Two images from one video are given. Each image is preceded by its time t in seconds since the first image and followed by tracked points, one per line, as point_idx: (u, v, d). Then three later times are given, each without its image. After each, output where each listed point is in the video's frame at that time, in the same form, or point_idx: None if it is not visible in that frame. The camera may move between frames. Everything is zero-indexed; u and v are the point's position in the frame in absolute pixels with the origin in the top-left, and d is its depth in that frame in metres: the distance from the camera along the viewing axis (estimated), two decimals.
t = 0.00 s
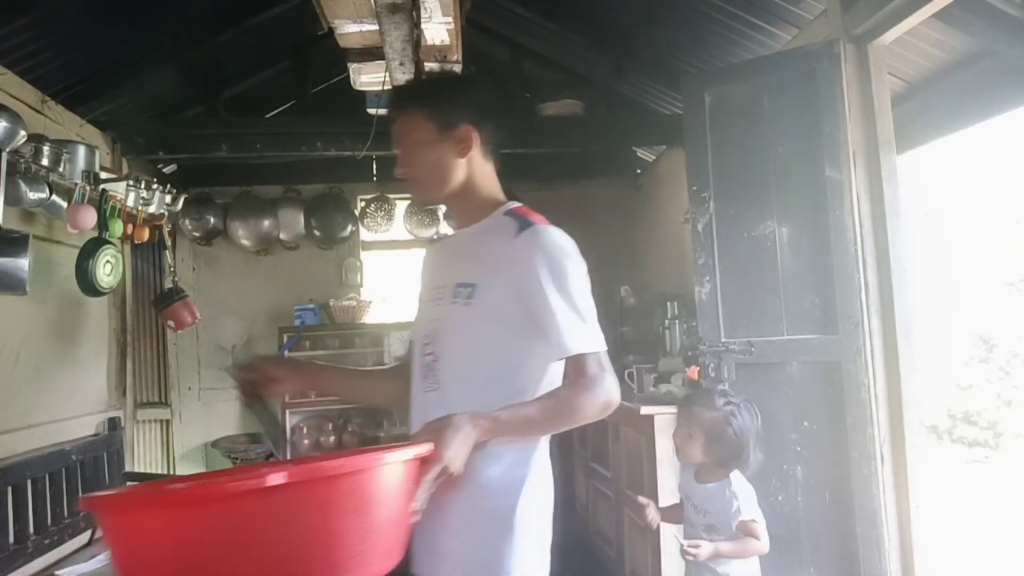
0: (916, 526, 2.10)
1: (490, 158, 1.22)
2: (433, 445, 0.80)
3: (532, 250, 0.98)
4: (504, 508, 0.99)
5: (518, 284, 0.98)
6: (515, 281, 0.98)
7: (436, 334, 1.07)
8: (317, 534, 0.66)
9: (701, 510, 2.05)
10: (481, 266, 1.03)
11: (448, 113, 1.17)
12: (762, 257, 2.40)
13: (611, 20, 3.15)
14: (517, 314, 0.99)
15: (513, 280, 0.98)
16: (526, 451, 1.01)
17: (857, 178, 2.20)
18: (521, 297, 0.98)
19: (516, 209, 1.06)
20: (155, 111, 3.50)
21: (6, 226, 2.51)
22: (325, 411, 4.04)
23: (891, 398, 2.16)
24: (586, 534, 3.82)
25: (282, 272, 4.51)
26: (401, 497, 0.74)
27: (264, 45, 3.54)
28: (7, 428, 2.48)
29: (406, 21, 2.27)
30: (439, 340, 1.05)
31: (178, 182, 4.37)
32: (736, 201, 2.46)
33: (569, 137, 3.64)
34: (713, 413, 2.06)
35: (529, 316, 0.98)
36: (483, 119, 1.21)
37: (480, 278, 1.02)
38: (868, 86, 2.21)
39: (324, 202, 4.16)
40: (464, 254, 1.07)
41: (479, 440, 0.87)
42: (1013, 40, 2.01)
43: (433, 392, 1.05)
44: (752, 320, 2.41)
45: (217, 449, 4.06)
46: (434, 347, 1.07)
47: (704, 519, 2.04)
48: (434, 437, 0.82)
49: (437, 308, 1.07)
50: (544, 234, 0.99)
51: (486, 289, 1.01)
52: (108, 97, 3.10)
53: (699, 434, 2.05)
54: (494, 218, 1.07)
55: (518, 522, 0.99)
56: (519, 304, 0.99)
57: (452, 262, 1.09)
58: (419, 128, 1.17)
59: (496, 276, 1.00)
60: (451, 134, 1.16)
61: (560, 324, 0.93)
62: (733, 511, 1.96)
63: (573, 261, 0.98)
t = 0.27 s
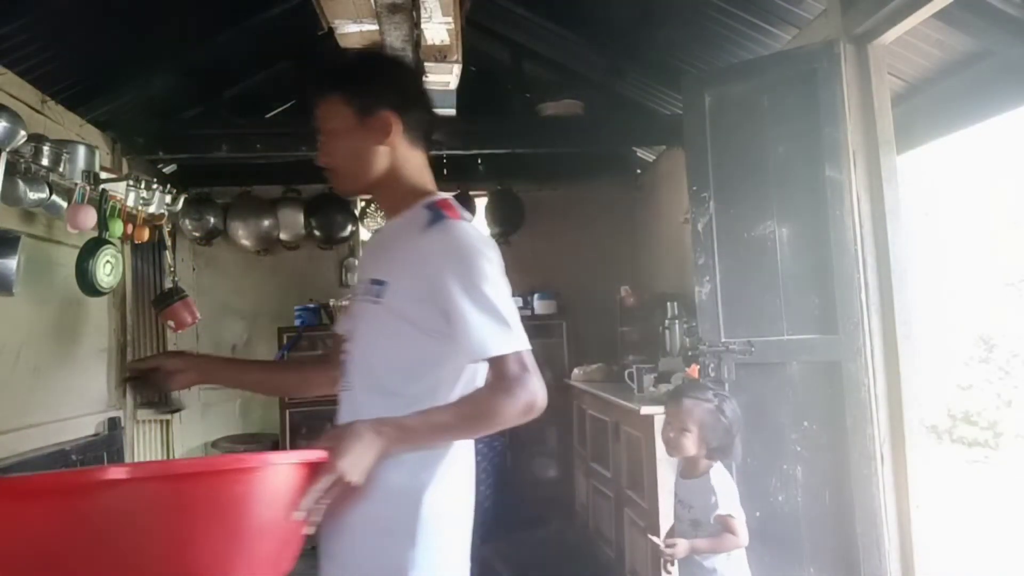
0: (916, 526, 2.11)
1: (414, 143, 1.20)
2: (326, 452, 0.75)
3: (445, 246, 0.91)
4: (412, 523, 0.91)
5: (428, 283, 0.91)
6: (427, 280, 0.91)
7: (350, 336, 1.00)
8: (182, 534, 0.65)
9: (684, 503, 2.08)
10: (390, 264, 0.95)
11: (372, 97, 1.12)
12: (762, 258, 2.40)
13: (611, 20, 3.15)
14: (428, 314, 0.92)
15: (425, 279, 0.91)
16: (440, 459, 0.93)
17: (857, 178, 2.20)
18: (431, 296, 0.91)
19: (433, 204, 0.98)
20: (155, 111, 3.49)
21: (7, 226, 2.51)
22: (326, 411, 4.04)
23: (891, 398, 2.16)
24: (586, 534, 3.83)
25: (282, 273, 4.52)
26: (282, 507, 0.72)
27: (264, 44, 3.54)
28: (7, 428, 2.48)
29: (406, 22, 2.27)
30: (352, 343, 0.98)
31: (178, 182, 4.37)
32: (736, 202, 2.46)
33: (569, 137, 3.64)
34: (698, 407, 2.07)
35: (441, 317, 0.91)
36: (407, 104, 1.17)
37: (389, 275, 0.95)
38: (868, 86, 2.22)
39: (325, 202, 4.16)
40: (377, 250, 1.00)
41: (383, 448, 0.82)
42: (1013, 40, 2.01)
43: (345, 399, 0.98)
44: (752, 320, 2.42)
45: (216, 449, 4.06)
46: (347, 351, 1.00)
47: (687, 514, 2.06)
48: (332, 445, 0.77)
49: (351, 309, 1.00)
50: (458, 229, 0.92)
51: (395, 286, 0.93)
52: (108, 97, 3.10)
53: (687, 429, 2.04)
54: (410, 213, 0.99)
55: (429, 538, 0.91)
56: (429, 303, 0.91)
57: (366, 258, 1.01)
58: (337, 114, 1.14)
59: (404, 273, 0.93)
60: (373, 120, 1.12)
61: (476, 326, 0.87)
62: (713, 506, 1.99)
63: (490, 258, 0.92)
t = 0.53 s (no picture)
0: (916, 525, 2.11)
1: (315, 137, 1.06)
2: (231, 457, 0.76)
3: (357, 242, 0.89)
4: (344, 523, 0.88)
5: (343, 280, 0.89)
6: (340, 278, 0.89)
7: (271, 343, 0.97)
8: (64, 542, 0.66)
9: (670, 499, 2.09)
10: (303, 264, 0.93)
11: (260, 94, 0.99)
12: (762, 258, 2.39)
13: (611, 20, 3.15)
14: (347, 311, 0.90)
15: (337, 277, 0.89)
16: (368, 457, 0.91)
17: (857, 178, 2.20)
18: (348, 293, 0.89)
19: (343, 198, 0.96)
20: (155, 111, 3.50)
21: (6, 226, 2.51)
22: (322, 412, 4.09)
23: (891, 398, 2.16)
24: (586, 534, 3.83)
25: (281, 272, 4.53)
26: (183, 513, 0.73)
27: (264, 44, 3.54)
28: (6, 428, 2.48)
29: (407, 21, 2.27)
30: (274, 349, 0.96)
31: (178, 182, 4.38)
32: (736, 201, 2.45)
33: (569, 137, 3.64)
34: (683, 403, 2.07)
35: (358, 314, 0.89)
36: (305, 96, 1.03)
37: (301, 277, 0.93)
38: (868, 86, 2.22)
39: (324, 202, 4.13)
40: (287, 251, 0.97)
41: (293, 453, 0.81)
42: (1014, 41, 2.01)
43: (271, 408, 0.97)
44: (752, 320, 2.41)
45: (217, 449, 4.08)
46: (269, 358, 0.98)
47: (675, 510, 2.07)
48: (239, 448, 0.77)
49: (269, 314, 0.98)
50: (367, 221, 0.91)
51: (309, 287, 0.92)
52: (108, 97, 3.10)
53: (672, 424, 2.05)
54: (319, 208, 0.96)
55: (364, 539, 0.89)
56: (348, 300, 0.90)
57: (278, 259, 0.98)
58: (224, 113, 1.02)
59: (318, 272, 0.91)
60: (263, 120, 1.00)
61: (389, 320, 0.85)
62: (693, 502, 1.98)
63: (401, 249, 0.90)
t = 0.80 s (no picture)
0: (916, 527, 2.10)
1: (187, 153, 1.04)
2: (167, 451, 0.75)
3: (266, 242, 0.92)
4: (262, 511, 0.91)
5: (257, 278, 0.91)
6: (251, 276, 0.92)
7: (162, 353, 0.94)
8: None
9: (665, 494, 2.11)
10: (204, 266, 0.93)
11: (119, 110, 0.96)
12: (762, 258, 2.39)
13: (611, 20, 3.15)
14: (258, 310, 0.93)
15: (250, 277, 0.92)
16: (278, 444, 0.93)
17: (857, 178, 2.19)
18: (260, 291, 0.92)
19: (236, 205, 0.98)
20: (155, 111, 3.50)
21: (7, 226, 2.51)
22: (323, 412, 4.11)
23: (891, 398, 2.15)
24: (586, 534, 3.82)
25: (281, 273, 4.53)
26: (107, 505, 0.69)
27: (263, 44, 3.54)
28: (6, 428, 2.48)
29: (407, 21, 2.27)
30: (168, 358, 0.93)
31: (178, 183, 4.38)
32: (736, 201, 2.45)
33: (569, 137, 3.64)
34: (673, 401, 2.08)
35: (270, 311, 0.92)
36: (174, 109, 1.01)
37: (204, 280, 0.93)
38: (867, 86, 2.21)
39: (323, 201, 4.14)
40: (178, 256, 0.96)
41: (221, 449, 0.81)
42: (1014, 41, 2.01)
43: (164, 419, 0.94)
44: (752, 320, 2.41)
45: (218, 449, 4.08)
46: (157, 370, 0.94)
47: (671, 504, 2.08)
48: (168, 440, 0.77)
49: (156, 324, 0.94)
50: (274, 221, 0.94)
51: (217, 290, 0.92)
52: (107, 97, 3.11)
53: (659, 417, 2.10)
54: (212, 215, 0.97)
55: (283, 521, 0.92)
56: (259, 300, 0.93)
57: (165, 266, 0.96)
58: (86, 136, 0.96)
59: (227, 274, 0.92)
60: (125, 138, 0.96)
61: (306, 311, 0.89)
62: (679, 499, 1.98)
63: (309, 245, 0.94)
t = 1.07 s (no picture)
0: (916, 527, 2.10)
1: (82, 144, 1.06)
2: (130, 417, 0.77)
3: (194, 223, 0.94)
4: (215, 477, 0.94)
5: (186, 259, 0.93)
6: (181, 258, 0.93)
7: (82, 342, 0.93)
8: None
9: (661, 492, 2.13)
10: (131, 252, 0.93)
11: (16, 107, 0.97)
12: (762, 258, 2.39)
13: (611, 20, 3.15)
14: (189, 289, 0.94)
15: (178, 259, 0.93)
16: (224, 414, 0.97)
17: (857, 178, 2.20)
18: (191, 271, 0.94)
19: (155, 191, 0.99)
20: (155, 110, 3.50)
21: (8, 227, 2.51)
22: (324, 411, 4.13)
23: (891, 398, 2.16)
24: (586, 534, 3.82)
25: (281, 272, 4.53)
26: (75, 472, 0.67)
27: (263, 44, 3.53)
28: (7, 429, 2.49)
29: (407, 21, 2.26)
30: (90, 347, 0.92)
31: (177, 183, 4.38)
32: (736, 201, 2.45)
33: (569, 137, 3.64)
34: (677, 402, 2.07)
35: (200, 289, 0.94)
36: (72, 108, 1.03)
37: (130, 265, 0.93)
38: (868, 86, 2.22)
39: (323, 202, 4.13)
40: (101, 244, 0.96)
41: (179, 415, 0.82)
42: (1014, 41, 2.01)
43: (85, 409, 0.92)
44: (752, 320, 2.41)
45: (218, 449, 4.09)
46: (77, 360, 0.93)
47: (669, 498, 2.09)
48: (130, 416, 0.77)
49: (80, 312, 0.94)
50: (200, 201, 0.96)
51: (144, 273, 0.92)
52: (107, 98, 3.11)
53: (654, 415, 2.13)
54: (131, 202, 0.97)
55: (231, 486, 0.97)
56: (190, 281, 0.94)
57: (88, 255, 0.96)
58: None
59: (155, 256, 0.93)
60: (19, 136, 0.98)
61: (241, 287, 0.92)
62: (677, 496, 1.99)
63: (239, 226, 0.97)
